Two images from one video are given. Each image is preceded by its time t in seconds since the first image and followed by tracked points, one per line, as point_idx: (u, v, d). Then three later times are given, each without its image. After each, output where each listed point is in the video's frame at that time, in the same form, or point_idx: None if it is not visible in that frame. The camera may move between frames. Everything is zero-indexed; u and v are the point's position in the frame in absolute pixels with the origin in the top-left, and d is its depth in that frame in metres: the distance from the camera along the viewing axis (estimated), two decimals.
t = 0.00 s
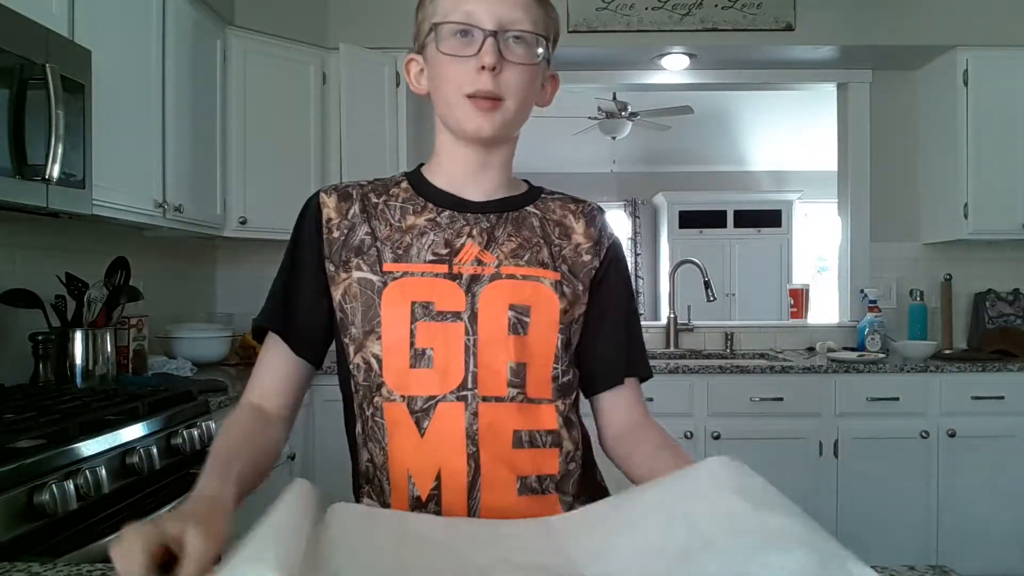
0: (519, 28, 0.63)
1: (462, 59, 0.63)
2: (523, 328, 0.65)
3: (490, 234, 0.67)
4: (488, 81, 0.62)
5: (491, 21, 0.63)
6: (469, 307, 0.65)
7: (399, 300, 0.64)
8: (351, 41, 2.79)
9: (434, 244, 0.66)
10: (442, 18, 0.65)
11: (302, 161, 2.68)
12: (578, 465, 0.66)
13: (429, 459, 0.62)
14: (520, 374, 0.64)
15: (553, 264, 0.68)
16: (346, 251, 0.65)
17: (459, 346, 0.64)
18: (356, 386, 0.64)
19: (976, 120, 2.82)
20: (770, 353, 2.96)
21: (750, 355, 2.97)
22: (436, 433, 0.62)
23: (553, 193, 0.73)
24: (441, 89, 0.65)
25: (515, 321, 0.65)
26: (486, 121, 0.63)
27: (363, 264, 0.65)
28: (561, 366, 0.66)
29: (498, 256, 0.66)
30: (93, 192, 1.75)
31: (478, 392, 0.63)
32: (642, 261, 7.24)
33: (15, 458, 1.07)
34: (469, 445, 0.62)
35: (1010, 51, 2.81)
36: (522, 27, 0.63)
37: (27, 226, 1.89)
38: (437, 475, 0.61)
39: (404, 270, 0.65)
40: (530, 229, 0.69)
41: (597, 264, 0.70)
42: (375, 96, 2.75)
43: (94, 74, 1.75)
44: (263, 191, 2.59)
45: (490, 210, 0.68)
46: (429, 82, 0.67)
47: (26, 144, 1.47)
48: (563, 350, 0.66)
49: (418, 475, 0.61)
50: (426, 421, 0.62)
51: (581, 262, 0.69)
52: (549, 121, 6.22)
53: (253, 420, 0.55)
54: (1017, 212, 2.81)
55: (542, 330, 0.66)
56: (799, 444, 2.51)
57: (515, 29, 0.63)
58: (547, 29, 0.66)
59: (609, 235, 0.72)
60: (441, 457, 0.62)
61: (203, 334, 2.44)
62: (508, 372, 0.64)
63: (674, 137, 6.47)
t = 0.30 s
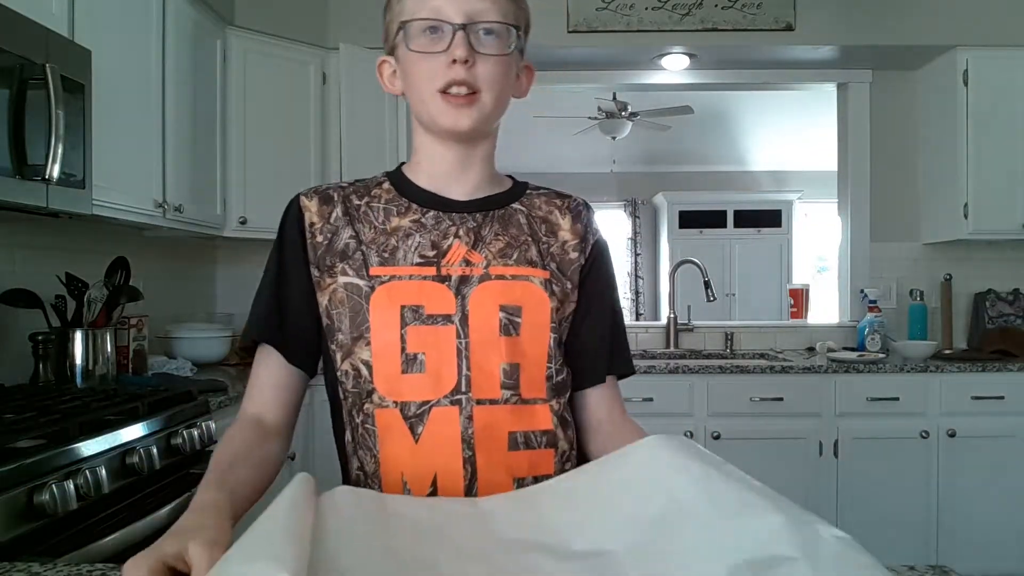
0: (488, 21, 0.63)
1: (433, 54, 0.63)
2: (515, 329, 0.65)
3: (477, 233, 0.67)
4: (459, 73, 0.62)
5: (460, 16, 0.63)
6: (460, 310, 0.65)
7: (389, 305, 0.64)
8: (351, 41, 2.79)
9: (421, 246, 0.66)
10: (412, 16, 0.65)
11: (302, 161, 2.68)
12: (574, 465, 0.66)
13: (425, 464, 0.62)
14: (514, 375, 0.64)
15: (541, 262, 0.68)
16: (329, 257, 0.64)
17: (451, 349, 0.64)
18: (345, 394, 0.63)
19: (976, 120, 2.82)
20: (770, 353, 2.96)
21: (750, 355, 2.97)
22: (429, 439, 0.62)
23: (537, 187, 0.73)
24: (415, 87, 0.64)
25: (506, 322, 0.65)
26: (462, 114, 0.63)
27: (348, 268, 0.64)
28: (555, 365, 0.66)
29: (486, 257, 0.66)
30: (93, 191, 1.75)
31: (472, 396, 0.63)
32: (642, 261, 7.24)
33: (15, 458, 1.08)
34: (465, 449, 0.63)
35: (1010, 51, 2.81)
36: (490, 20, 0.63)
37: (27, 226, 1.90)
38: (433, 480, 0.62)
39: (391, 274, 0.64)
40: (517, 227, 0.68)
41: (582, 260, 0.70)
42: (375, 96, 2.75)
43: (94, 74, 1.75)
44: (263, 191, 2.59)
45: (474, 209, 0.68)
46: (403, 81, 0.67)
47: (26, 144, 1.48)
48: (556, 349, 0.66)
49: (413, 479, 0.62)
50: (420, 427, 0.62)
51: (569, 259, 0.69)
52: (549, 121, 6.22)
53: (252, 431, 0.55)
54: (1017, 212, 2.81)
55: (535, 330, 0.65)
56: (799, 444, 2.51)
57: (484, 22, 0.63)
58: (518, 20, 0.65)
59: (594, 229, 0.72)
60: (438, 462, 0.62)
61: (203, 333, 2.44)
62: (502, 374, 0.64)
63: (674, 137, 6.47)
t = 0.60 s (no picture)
0: None
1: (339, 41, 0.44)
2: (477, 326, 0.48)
3: (431, 229, 0.49)
4: (377, 66, 0.44)
5: None
6: (416, 313, 0.48)
7: (338, 315, 0.48)
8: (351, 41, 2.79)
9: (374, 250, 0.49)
10: None
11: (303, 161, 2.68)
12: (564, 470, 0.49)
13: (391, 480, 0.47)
14: (479, 373, 0.48)
15: (499, 251, 0.50)
16: (281, 272, 0.50)
17: (410, 356, 0.48)
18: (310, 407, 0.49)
19: (976, 120, 2.82)
20: (770, 353, 2.96)
21: (750, 355, 2.97)
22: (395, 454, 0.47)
23: (497, 165, 0.55)
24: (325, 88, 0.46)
25: (467, 319, 0.48)
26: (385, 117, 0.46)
27: (302, 281, 0.49)
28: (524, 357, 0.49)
29: (440, 253, 0.49)
30: (94, 192, 1.76)
31: (433, 399, 0.47)
32: (642, 261, 7.25)
33: (15, 458, 1.07)
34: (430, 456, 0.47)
35: (1010, 51, 2.81)
36: None
37: (27, 226, 1.90)
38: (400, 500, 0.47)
39: (346, 282, 0.49)
40: (471, 215, 0.51)
41: (545, 244, 0.52)
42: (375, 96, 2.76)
43: (94, 75, 1.76)
44: (263, 191, 2.60)
45: (425, 204, 0.50)
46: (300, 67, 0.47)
47: (26, 144, 1.48)
48: (522, 339, 0.49)
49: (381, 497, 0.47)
50: (385, 435, 0.47)
51: (527, 244, 0.51)
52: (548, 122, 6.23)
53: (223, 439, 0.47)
54: (1017, 212, 2.81)
55: (500, 325, 0.48)
56: (799, 444, 2.51)
57: None
58: None
59: (561, 206, 0.54)
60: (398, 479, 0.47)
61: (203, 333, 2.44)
62: (463, 374, 0.48)
63: (674, 138, 6.48)
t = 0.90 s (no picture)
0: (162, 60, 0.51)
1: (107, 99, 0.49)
2: (349, 326, 0.56)
3: (290, 232, 0.58)
4: (142, 111, 0.50)
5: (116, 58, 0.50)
6: (292, 330, 0.56)
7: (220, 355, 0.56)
8: (351, 41, 2.79)
9: (237, 276, 0.57)
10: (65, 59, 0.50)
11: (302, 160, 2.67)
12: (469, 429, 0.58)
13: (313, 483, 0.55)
14: (368, 370, 0.55)
15: (365, 241, 0.58)
16: (155, 318, 0.58)
17: (297, 370, 0.55)
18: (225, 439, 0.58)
19: (976, 120, 2.82)
20: (770, 353, 2.96)
21: (750, 355, 2.97)
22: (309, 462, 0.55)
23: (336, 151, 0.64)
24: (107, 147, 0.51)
25: (340, 323, 0.56)
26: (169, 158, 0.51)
27: (177, 327, 0.57)
28: (405, 339, 0.57)
29: (303, 262, 0.57)
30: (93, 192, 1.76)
31: (329, 408, 0.54)
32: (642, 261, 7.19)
33: (16, 458, 1.08)
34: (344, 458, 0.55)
35: (1010, 51, 2.82)
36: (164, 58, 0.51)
37: (26, 225, 1.90)
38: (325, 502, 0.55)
39: (219, 316, 0.56)
40: (324, 213, 0.59)
41: (422, 216, 0.61)
42: (376, 95, 2.78)
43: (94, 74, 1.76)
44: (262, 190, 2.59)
45: (268, 214, 0.58)
46: (78, 137, 0.53)
47: (27, 144, 1.48)
48: (403, 325, 0.57)
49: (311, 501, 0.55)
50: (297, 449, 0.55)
51: (393, 223, 0.60)
52: (548, 122, 6.22)
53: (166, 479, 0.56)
54: (1017, 212, 2.81)
55: (378, 317, 0.56)
56: (799, 444, 2.51)
57: (130, 37, 0.50)
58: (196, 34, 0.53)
59: (410, 171, 0.62)
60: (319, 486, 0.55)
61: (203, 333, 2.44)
62: (357, 374, 0.55)
63: (674, 138, 6.47)
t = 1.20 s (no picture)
0: None
1: None
2: (200, 319, 0.56)
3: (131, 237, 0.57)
4: None
5: None
6: (147, 334, 0.56)
7: (76, 371, 0.56)
8: (351, 40, 2.78)
9: (78, 289, 0.56)
10: None
11: (302, 160, 2.66)
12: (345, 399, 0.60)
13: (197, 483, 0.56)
14: (231, 359, 0.56)
15: (203, 229, 0.57)
16: (6, 349, 0.57)
17: (156, 373, 0.55)
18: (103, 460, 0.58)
19: (976, 120, 2.82)
20: (770, 353, 2.96)
21: (750, 355, 2.97)
22: (191, 461, 0.56)
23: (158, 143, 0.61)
24: None
25: (191, 318, 0.55)
26: None
27: (28, 355, 0.57)
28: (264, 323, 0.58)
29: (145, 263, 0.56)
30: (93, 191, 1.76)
31: (198, 404, 0.55)
32: (642, 261, 7.20)
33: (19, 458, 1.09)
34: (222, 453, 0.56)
35: (1010, 51, 2.82)
36: None
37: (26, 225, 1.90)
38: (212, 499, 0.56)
39: (70, 335, 0.56)
40: (156, 209, 0.57)
41: (255, 189, 0.60)
42: (375, 96, 2.77)
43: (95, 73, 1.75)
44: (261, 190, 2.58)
45: (96, 222, 0.57)
46: None
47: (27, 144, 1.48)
48: (257, 309, 0.57)
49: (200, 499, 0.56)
50: (176, 454, 0.56)
51: (227, 202, 0.58)
52: (548, 122, 6.22)
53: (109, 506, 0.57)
54: (1017, 212, 2.81)
55: (229, 306, 0.56)
56: (798, 444, 2.51)
57: None
58: None
59: (237, 146, 0.61)
60: (204, 482, 0.56)
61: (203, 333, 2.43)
62: (220, 365, 0.56)
63: (674, 138, 6.47)
